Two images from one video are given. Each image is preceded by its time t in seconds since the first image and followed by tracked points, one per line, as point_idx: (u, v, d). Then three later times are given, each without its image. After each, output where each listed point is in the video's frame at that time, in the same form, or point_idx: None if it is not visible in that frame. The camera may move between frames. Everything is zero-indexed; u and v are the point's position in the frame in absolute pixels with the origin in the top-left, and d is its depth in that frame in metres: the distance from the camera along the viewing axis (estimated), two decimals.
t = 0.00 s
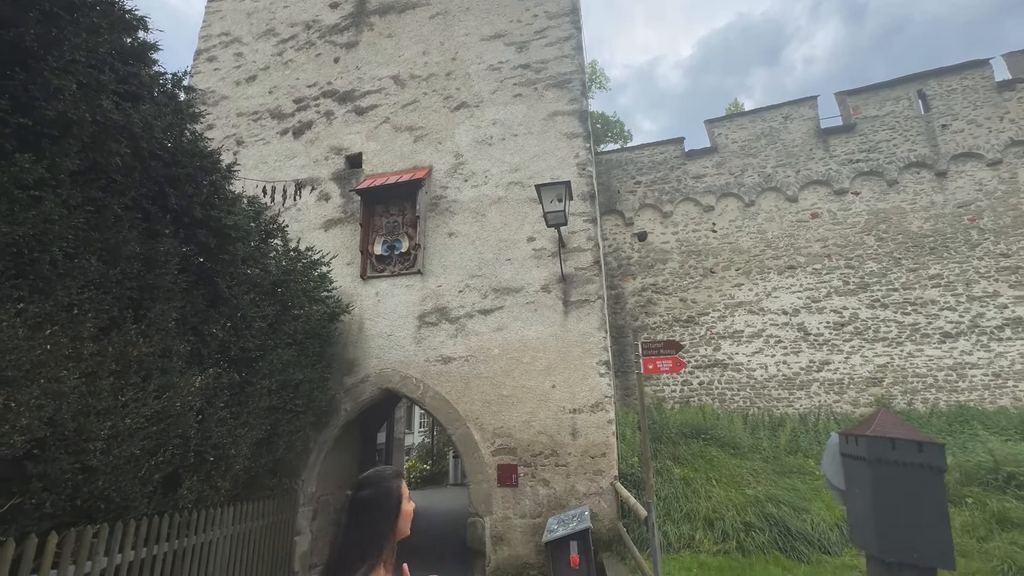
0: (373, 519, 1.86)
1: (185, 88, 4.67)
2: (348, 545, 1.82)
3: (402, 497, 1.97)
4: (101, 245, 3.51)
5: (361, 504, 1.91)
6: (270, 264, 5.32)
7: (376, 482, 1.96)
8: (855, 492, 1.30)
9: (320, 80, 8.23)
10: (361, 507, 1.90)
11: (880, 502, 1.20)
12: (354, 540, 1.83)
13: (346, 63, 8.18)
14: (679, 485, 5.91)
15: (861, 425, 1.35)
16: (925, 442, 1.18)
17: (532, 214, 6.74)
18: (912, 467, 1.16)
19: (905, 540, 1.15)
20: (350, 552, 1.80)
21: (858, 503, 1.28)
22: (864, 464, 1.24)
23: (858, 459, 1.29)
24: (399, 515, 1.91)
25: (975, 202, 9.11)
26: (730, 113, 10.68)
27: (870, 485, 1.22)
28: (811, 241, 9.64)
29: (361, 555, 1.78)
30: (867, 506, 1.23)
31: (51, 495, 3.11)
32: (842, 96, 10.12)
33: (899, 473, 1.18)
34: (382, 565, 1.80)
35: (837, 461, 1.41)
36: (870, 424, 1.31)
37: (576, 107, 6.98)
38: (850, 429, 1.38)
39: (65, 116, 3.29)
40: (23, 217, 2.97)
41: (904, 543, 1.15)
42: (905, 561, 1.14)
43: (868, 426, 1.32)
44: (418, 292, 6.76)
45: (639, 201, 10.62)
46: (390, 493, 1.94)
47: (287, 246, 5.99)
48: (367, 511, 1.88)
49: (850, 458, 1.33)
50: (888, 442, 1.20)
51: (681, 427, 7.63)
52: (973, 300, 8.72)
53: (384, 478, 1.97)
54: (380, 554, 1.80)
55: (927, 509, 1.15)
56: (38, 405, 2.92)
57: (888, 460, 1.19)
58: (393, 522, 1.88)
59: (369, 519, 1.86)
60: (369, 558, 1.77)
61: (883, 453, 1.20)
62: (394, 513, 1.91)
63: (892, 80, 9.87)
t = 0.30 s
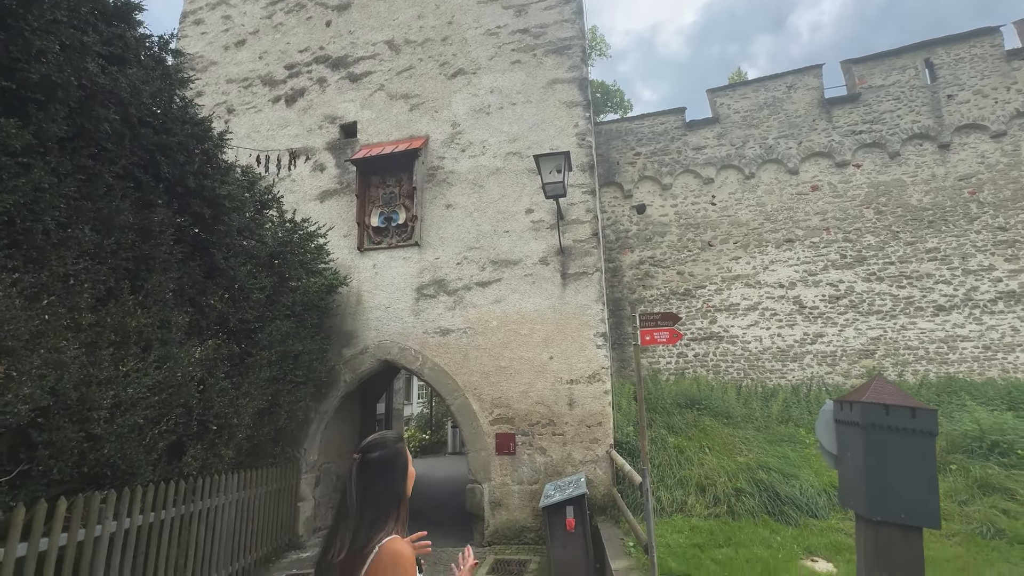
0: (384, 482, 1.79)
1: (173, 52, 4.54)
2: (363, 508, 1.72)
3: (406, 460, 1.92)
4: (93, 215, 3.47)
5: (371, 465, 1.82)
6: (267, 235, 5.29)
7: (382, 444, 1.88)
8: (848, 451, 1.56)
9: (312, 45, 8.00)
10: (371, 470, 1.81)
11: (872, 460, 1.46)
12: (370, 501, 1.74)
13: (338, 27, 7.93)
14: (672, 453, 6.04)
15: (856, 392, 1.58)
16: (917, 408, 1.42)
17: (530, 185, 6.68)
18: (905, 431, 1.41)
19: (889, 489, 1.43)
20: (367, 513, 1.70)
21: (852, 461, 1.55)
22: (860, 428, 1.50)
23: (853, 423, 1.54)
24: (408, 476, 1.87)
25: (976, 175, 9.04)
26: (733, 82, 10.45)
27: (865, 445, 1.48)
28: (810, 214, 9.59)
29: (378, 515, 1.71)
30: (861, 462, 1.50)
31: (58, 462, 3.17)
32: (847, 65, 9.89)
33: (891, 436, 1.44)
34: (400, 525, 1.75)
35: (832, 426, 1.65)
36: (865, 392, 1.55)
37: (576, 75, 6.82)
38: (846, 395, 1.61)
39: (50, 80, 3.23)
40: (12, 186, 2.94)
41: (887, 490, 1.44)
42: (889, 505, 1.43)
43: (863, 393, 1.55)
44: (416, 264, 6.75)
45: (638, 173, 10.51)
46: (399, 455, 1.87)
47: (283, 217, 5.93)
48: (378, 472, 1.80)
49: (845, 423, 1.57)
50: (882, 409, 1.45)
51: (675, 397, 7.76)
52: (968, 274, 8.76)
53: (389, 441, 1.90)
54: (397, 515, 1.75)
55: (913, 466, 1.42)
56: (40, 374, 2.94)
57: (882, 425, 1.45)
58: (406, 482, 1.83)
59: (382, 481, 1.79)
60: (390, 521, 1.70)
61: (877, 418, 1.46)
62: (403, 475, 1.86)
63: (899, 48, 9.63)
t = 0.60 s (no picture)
0: (386, 449, 1.77)
1: (158, 15, 4.39)
2: (366, 475, 1.73)
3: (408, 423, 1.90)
4: (84, 185, 3.43)
5: (372, 434, 1.79)
6: (262, 208, 5.24)
7: (383, 409, 1.85)
8: (841, 420, 1.52)
9: (303, 9, 7.75)
10: (373, 437, 1.79)
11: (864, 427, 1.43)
12: (374, 469, 1.74)
13: None
14: (667, 424, 6.15)
15: (851, 361, 1.53)
16: (911, 376, 1.38)
17: (528, 157, 6.59)
18: (898, 399, 1.38)
19: (879, 456, 1.41)
20: (373, 481, 1.71)
21: (843, 429, 1.51)
22: (853, 396, 1.45)
23: (846, 392, 1.50)
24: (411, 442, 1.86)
25: (979, 148, 8.94)
26: (737, 51, 10.19)
27: (857, 412, 1.44)
28: (810, 187, 9.51)
29: (384, 481, 1.73)
30: (852, 430, 1.47)
31: (62, 431, 3.21)
32: (855, 33, 9.64)
33: (883, 403, 1.40)
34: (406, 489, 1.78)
35: (826, 394, 1.60)
36: (860, 360, 1.49)
37: (576, 42, 6.64)
38: (842, 364, 1.56)
39: (30, 43, 3.15)
40: None
41: (875, 458, 1.42)
42: (878, 470, 1.41)
43: (857, 361, 1.50)
44: (413, 237, 6.71)
45: (638, 144, 10.35)
46: (401, 422, 1.84)
47: (277, 188, 5.86)
48: (380, 441, 1.78)
49: (839, 391, 1.53)
50: (876, 377, 1.40)
51: (671, 369, 7.85)
52: (965, 248, 8.76)
53: (391, 408, 1.85)
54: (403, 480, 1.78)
55: (903, 433, 1.39)
56: (38, 345, 2.95)
57: (876, 392, 1.40)
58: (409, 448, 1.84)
59: (385, 449, 1.77)
60: (392, 488, 1.72)
61: (871, 386, 1.41)
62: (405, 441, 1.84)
63: (908, 15, 9.36)
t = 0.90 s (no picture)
0: (381, 417, 1.79)
1: None
2: (359, 439, 1.75)
3: (407, 395, 1.88)
4: (74, 156, 3.38)
5: (369, 402, 1.83)
6: (257, 181, 5.17)
7: (380, 380, 1.87)
8: (834, 394, 1.37)
9: None
10: (369, 404, 1.82)
11: (856, 401, 1.28)
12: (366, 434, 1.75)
13: None
14: (663, 398, 6.24)
15: (848, 331, 1.37)
16: (908, 346, 1.23)
17: (527, 129, 6.49)
18: (893, 370, 1.23)
19: (871, 434, 1.26)
20: (362, 445, 1.72)
21: (836, 405, 1.36)
22: (847, 368, 1.30)
23: (840, 364, 1.34)
24: (405, 413, 1.82)
25: (984, 122, 8.83)
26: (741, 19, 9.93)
27: (850, 386, 1.28)
28: (811, 162, 9.42)
29: (371, 447, 1.72)
30: (843, 404, 1.31)
31: (64, 403, 3.24)
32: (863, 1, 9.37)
33: (878, 376, 1.25)
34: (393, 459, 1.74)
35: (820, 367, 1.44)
36: (856, 330, 1.34)
37: (576, 10, 6.47)
38: (838, 334, 1.40)
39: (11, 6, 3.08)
40: None
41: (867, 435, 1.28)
42: (869, 448, 1.27)
43: (854, 331, 1.34)
44: (410, 211, 6.66)
45: (638, 117, 10.19)
46: (398, 392, 1.85)
47: (272, 161, 5.77)
48: (374, 408, 1.80)
49: (833, 363, 1.37)
50: (871, 347, 1.25)
51: (667, 344, 7.91)
52: (964, 224, 8.75)
53: (390, 378, 1.87)
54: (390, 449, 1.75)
55: (898, 408, 1.24)
56: (36, 319, 2.95)
57: (872, 363, 1.25)
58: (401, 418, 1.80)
59: (379, 416, 1.79)
60: (381, 454, 1.71)
61: (866, 357, 1.26)
62: (398, 412, 1.82)
63: None
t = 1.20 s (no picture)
0: (369, 388, 1.72)
1: None
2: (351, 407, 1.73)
3: (402, 369, 1.73)
4: (62, 129, 3.33)
5: (366, 370, 1.77)
6: (251, 156, 5.10)
7: (378, 351, 1.77)
8: (829, 367, 1.37)
9: None
10: (364, 373, 1.76)
11: (850, 376, 1.28)
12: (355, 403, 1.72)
13: None
14: (660, 374, 6.31)
15: (846, 306, 1.37)
16: (903, 320, 1.23)
17: (526, 104, 6.38)
18: (888, 344, 1.24)
19: (864, 408, 1.27)
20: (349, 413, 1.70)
21: (831, 378, 1.37)
22: (843, 342, 1.30)
23: (837, 338, 1.34)
24: (391, 388, 1.69)
25: (989, 97, 8.71)
26: None
27: (845, 360, 1.29)
28: (813, 138, 9.31)
29: (355, 416, 1.68)
30: (837, 378, 1.32)
31: (65, 379, 3.26)
32: None
33: (873, 349, 1.25)
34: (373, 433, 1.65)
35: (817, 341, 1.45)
36: (854, 304, 1.33)
37: None
38: (836, 309, 1.40)
39: None
40: None
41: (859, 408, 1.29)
42: (861, 421, 1.28)
43: (852, 306, 1.34)
44: (407, 188, 6.59)
45: (639, 92, 10.01)
46: (387, 364, 1.73)
47: (266, 135, 5.67)
48: (366, 376, 1.74)
49: (830, 337, 1.37)
50: (867, 322, 1.25)
51: (664, 322, 7.95)
52: (964, 202, 8.71)
53: (384, 348, 1.76)
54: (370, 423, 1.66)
55: (890, 383, 1.25)
56: (33, 295, 2.95)
57: (868, 338, 1.25)
58: (385, 393, 1.68)
59: (367, 386, 1.72)
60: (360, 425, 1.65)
61: (862, 331, 1.26)
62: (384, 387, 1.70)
63: None
